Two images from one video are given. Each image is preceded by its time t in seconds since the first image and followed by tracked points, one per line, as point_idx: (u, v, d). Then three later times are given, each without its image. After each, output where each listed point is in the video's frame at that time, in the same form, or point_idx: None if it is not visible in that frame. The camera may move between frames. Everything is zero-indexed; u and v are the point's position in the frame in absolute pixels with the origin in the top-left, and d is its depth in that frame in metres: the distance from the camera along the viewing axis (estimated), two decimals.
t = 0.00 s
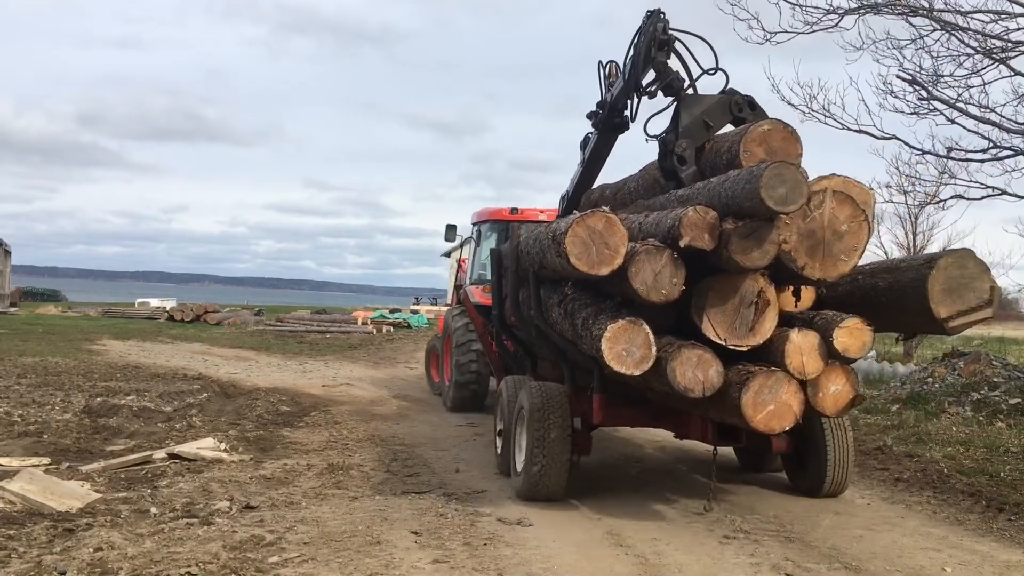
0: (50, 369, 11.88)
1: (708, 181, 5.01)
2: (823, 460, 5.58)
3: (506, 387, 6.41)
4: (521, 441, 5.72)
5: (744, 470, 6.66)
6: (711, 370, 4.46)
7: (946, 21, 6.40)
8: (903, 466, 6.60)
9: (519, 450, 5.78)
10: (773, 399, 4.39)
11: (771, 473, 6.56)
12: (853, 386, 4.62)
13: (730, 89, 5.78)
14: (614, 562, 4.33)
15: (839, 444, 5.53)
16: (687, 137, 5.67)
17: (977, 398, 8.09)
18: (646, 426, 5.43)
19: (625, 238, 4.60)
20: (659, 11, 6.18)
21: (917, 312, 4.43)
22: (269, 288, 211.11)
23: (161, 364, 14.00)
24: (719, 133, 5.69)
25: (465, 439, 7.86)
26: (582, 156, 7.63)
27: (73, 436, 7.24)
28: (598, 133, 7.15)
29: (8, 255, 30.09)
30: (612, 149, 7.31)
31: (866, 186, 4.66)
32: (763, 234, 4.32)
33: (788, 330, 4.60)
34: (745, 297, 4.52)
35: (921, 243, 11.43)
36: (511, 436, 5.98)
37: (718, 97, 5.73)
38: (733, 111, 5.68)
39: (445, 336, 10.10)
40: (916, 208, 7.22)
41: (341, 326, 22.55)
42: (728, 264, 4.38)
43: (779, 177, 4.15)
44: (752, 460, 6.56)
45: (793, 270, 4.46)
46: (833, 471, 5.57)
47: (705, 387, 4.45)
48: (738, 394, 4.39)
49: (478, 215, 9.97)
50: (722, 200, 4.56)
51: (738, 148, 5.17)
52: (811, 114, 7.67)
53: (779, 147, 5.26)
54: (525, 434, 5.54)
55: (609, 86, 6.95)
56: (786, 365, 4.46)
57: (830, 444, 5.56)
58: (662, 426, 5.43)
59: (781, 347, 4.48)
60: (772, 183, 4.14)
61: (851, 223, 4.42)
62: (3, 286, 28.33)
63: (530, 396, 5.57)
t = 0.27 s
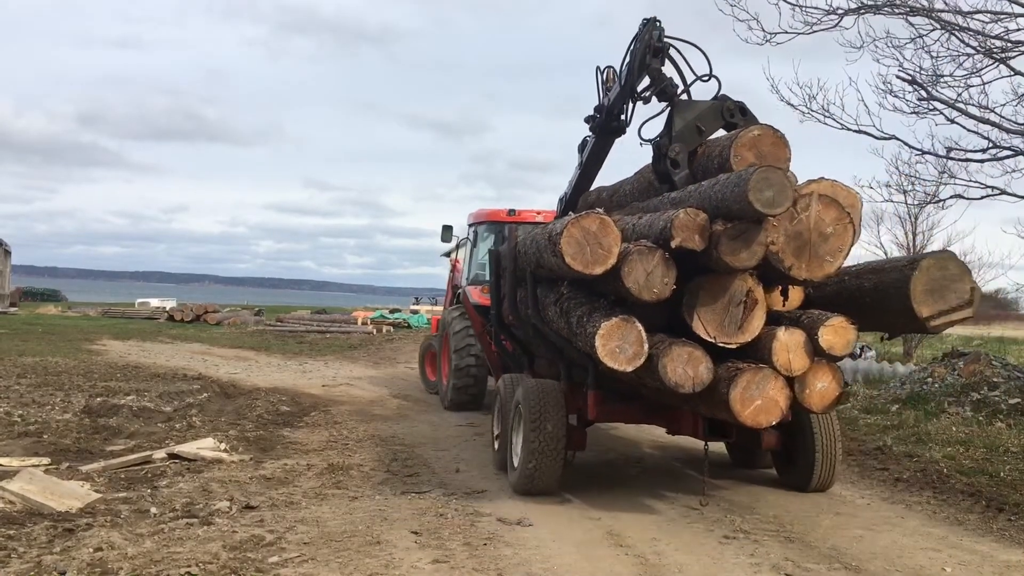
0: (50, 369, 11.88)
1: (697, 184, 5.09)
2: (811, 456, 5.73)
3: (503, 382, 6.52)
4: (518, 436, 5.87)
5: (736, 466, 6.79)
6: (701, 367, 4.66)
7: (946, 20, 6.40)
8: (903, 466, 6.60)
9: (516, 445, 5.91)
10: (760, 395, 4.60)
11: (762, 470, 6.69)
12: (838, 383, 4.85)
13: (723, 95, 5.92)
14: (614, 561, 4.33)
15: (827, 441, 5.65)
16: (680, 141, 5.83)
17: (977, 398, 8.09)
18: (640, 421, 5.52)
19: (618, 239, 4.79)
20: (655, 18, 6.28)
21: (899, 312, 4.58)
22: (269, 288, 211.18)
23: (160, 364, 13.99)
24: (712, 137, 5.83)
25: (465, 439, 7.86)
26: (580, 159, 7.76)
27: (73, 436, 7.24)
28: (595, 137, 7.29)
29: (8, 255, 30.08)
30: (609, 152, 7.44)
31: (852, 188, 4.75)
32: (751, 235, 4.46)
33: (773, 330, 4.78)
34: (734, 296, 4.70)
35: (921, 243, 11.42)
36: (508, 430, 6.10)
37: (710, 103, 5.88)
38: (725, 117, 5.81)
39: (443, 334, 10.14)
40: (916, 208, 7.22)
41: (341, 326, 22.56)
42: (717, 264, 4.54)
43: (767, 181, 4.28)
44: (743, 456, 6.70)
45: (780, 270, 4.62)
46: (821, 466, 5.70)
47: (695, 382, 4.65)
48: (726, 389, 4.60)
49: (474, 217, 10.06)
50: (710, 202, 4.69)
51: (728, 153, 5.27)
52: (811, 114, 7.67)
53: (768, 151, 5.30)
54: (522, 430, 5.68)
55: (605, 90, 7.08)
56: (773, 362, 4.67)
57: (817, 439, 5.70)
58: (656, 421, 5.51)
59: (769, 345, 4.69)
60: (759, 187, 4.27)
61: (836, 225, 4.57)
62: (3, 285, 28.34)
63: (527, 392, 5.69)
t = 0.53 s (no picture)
0: (50, 369, 11.89)
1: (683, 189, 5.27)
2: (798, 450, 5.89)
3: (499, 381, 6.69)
4: (512, 433, 6.02)
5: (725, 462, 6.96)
6: (688, 365, 4.80)
7: (945, 21, 6.39)
8: (903, 466, 6.60)
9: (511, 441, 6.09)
10: (744, 391, 4.76)
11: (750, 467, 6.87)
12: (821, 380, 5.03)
13: (711, 101, 6.02)
14: (614, 562, 4.33)
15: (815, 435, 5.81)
16: (669, 146, 5.92)
17: (977, 399, 8.10)
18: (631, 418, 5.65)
19: (607, 242, 4.95)
20: (644, 26, 6.40)
21: (879, 310, 4.82)
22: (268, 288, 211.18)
23: (160, 364, 14.00)
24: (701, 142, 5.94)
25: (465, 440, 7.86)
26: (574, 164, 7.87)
27: (73, 437, 7.24)
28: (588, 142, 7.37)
29: (8, 255, 30.08)
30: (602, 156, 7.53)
31: (838, 193, 5.27)
32: (736, 238, 4.59)
33: (758, 330, 4.96)
34: (719, 296, 4.84)
35: (920, 244, 11.42)
36: (503, 427, 6.28)
37: (699, 109, 5.98)
38: (714, 124, 5.91)
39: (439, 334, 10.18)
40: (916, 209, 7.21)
41: (341, 327, 22.57)
42: (702, 267, 4.67)
43: (750, 186, 4.44)
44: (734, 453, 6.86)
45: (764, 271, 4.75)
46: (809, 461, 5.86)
47: (682, 380, 4.79)
48: (712, 387, 4.77)
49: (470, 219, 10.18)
50: (696, 206, 4.85)
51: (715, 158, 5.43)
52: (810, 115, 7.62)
53: (754, 157, 5.47)
54: (516, 427, 5.84)
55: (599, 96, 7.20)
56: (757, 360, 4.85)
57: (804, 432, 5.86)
58: (646, 419, 5.64)
59: (753, 343, 4.87)
60: (743, 192, 4.42)
61: (818, 228, 4.69)
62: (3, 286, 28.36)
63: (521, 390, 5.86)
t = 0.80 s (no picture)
0: (49, 370, 11.89)
1: (672, 194, 5.44)
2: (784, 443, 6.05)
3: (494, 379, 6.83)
4: (507, 430, 6.18)
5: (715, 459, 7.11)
6: (676, 363, 5.05)
7: (944, 22, 6.39)
8: (903, 467, 6.60)
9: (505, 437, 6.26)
10: (729, 388, 5.01)
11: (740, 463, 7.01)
12: (804, 378, 5.30)
13: (700, 107, 6.12)
14: (613, 562, 4.33)
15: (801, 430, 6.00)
16: (659, 151, 6.05)
17: (977, 399, 8.10)
18: (622, 416, 5.90)
19: (597, 245, 5.11)
20: (634, 35, 6.56)
21: (861, 310, 5.02)
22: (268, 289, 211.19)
23: (160, 365, 14.00)
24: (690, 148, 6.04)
25: (464, 440, 7.87)
26: (569, 167, 8.01)
27: (73, 437, 7.25)
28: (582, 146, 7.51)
29: (8, 256, 30.08)
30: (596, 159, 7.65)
31: (822, 197, 5.33)
32: (720, 241, 4.84)
33: (744, 329, 5.20)
34: (706, 297, 5.07)
35: (921, 244, 11.42)
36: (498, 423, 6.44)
37: (687, 115, 6.08)
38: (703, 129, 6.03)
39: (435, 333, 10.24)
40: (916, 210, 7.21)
41: (341, 327, 22.57)
42: (689, 269, 4.92)
43: (735, 192, 4.65)
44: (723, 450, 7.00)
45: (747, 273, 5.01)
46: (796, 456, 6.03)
47: (670, 378, 5.03)
48: (699, 384, 5.00)
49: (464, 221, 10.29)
50: (682, 211, 5.05)
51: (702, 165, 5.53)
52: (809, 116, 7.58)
53: (739, 163, 5.58)
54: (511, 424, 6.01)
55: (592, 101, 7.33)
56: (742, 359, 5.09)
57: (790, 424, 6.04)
58: (638, 416, 5.91)
59: (738, 344, 5.10)
60: (727, 198, 4.63)
61: (800, 231, 4.98)
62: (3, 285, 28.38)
63: (516, 387, 6.02)
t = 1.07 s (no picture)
0: (50, 370, 11.91)
1: (661, 199, 5.61)
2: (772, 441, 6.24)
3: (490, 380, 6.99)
4: (502, 429, 6.33)
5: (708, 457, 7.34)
6: (664, 362, 5.20)
7: (943, 24, 6.40)
8: (903, 468, 6.60)
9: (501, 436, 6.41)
10: (716, 387, 5.14)
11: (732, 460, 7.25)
12: (790, 376, 5.41)
13: (690, 114, 6.31)
14: (613, 563, 4.33)
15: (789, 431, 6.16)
16: (648, 157, 6.23)
17: (976, 400, 8.10)
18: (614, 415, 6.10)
19: (588, 249, 5.30)
20: (626, 43, 6.69)
21: (842, 311, 5.21)
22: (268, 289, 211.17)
23: (159, 366, 14.00)
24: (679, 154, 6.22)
25: (464, 441, 7.89)
26: (564, 170, 8.18)
27: (73, 437, 7.26)
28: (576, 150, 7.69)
29: (8, 257, 30.10)
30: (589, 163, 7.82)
31: (808, 200, 5.49)
32: (706, 245, 5.05)
33: (731, 330, 5.34)
34: (693, 298, 5.24)
35: (921, 245, 11.42)
36: (494, 423, 6.60)
37: (677, 122, 6.25)
38: (692, 136, 6.21)
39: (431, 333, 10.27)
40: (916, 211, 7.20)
41: (341, 328, 22.59)
42: (677, 271, 5.10)
43: (720, 198, 4.82)
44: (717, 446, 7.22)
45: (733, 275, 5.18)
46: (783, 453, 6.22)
47: (659, 377, 5.19)
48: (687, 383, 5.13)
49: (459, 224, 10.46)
50: (670, 215, 5.24)
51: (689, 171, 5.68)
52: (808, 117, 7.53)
53: (726, 168, 5.71)
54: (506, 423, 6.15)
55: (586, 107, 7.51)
56: (729, 359, 5.21)
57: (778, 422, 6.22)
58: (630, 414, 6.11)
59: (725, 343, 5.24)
60: (713, 203, 4.81)
61: (784, 234, 5.15)
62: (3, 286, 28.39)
63: (511, 387, 6.19)
